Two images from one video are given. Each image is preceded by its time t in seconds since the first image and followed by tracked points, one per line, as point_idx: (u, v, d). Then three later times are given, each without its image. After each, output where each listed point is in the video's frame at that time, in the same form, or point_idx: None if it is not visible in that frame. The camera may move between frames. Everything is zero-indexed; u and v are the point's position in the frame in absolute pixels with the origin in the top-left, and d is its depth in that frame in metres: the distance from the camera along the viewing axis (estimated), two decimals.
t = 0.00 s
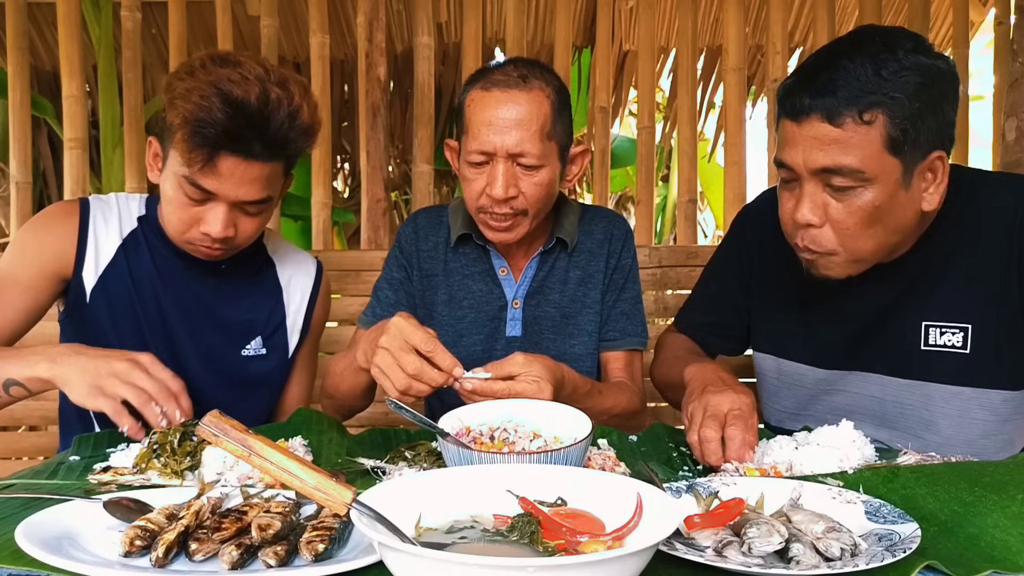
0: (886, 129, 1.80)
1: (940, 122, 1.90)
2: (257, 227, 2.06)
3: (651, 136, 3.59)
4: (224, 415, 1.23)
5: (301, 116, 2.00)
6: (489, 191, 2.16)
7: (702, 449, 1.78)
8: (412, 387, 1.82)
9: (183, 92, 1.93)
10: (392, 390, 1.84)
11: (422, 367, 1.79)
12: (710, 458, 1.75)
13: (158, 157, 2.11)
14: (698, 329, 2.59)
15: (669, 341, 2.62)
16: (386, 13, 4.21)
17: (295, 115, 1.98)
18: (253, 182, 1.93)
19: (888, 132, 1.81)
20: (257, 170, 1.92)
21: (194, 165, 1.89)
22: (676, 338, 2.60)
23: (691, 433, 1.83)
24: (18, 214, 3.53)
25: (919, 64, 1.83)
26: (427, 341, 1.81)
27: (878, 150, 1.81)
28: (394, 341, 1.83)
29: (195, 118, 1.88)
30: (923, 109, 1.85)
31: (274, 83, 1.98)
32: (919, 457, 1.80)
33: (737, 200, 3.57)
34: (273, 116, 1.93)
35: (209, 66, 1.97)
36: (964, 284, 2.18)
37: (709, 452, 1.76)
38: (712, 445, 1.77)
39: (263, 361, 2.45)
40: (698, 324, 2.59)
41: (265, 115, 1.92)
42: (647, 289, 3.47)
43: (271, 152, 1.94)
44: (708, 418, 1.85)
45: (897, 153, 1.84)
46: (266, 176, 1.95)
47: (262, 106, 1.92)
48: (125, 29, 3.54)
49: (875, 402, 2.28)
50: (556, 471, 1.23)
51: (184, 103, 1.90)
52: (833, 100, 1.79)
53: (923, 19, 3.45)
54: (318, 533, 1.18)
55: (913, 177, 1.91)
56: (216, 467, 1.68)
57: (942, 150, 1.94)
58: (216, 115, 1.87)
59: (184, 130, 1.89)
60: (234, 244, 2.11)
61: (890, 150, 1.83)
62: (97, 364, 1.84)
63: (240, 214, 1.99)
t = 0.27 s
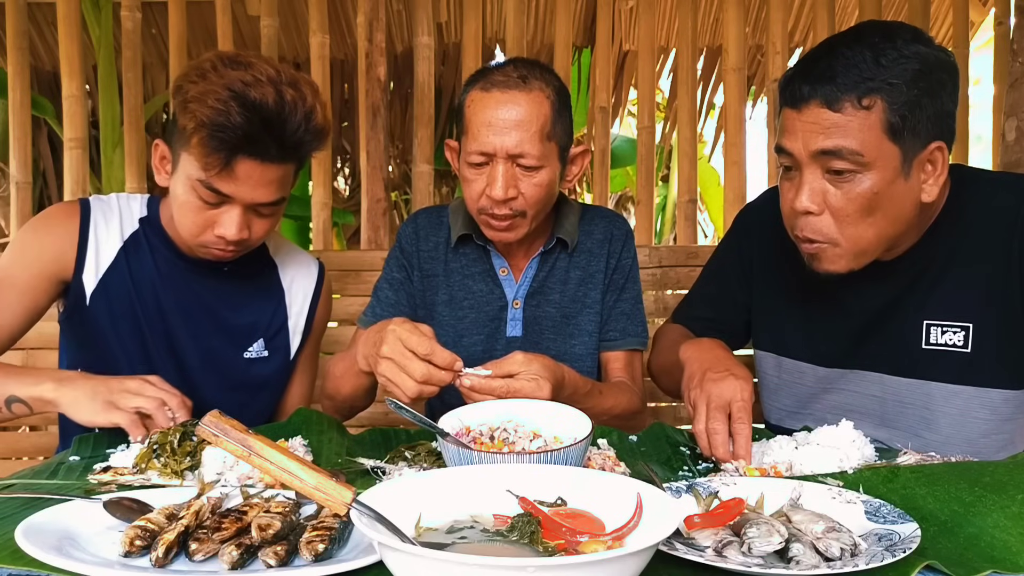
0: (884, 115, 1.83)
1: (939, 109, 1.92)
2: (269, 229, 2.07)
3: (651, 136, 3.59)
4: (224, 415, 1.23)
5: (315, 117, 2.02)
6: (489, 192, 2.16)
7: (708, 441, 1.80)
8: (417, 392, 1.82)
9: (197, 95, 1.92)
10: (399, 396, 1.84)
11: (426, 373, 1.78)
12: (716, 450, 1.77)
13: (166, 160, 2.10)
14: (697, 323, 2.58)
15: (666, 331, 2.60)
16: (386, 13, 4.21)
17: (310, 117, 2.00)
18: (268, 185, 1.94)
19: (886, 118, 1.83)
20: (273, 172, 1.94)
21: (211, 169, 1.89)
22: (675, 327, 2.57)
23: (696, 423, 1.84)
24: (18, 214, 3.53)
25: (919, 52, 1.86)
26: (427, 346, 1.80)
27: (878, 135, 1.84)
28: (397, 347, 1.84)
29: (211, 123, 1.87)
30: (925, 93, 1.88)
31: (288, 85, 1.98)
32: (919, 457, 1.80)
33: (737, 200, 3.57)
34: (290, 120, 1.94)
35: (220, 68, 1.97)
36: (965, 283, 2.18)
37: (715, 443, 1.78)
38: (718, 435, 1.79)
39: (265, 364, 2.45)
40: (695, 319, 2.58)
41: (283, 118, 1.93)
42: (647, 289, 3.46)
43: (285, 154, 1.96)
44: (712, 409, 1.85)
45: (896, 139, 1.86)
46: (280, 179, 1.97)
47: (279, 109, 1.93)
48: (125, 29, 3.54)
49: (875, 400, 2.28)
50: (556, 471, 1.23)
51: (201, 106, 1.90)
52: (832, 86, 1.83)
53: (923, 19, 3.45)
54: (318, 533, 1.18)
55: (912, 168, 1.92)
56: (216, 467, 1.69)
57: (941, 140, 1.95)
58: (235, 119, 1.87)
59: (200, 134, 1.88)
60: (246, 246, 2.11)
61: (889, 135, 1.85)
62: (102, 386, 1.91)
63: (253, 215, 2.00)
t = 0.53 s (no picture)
0: (885, 108, 1.84)
1: (939, 103, 1.92)
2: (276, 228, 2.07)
3: (651, 136, 3.59)
4: (224, 415, 1.23)
5: (319, 115, 2.02)
6: (489, 192, 2.16)
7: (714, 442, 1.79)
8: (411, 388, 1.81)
9: (200, 97, 1.93)
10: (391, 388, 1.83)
11: (420, 368, 1.79)
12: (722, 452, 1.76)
13: (167, 162, 2.10)
14: (697, 323, 2.58)
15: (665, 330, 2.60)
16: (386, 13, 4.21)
17: (314, 113, 2.00)
18: (275, 185, 1.94)
19: (886, 111, 1.84)
20: (279, 172, 1.94)
21: (218, 172, 1.89)
22: (674, 327, 2.58)
23: (701, 424, 1.84)
24: (18, 214, 3.53)
25: (918, 47, 1.87)
26: (427, 343, 1.81)
27: (879, 129, 1.84)
28: (395, 341, 1.84)
29: (218, 125, 1.87)
30: (924, 87, 1.88)
31: (290, 84, 1.99)
32: (919, 457, 1.80)
33: (737, 200, 3.57)
34: (295, 119, 1.95)
35: (222, 68, 1.97)
36: (965, 283, 2.18)
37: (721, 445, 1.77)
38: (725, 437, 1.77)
39: (266, 365, 2.46)
40: (695, 318, 2.58)
41: (288, 118, 1.93)
42: (646, 289, 3.46)
43: (290, 152, 1.96)
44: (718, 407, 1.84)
45: (898, 131, 1.86)
46: (285, 178, 1.97)
47: (284, 106, 1.94)
48: (125, 29, 3.54)
49: (875, 400, 2.28)
50: (555, 471, 1.23)
51: (206, 107, 1.90)
52: (832, 81, 1.84)
53: (923, 20, 3.45)
54: (317, 533, 1.18)
55: (913, 164, 1.92)
56: (216, 467, 1.68)
57: (941, 135, 1.95)
58: (241, 120, 1.88)
59: (206, 137, 1.88)
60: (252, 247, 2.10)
61: (891, 128, 1.85)
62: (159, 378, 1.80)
63: (260, 216, 2.00)
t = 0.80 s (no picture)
0: (875, 103, 1.84)
1: (929, 101, 1.92)
2: (282, 227, 2.08)
3: (651, 136, 3.59)
4: (224, 415, 1.23)
5: (326, 113, 2.03)
6: (490, 192, 2.16)
7: (726, 441, 1.80)
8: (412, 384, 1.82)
9: (207, 95, 1.93)
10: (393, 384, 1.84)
11: (426, 364, 1.79)
12: (734, 450, 1.78)
13: (173, 162, 2.10)
14: (697, 322, 2.58)
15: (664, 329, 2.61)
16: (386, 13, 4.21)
17: (321, 112, 2.01)
18: (284, 183, 1.94)
19: (878, 107, 1.85)
20: (286, 170, 1.94)
21: (225, 170, 1.88)
22: (674, 326, 2.58)
23: (715, 418, 1.86)
24: (18, 214, 3.53)
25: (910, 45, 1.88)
26: (429, 339, 1.81)
27: (869, 125, 1.86)
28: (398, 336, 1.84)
29: (225, 122, 1.87)
30: (914, 85, 1.88)
31: (297, 81, 2.00)
32: (919, 457, 1.80)
33: (737, 201, 3.57)
34: (302, 118, 1.95)
35: (228, 67, 1.98)
36: (964, 282, 2.18)
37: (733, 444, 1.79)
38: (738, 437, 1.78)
39: (269, 368, 2.47)
40: (695, 316, 2.58)
41: (295, 116, 1.94)
42: (647, 290, 3.46)
43: (297, 151, 1.96)
44: (732, 405, 1.84)
45: (889, 128, 1.87)
46: (292, 176, 1.97)
47: (292, 104, 1.94)
48: (125, 30, 3.54)
49: (874, 399, 2.28)
50: (556, 471, 1.23)
51: (213, 105, 1.90)
52: (823, 79, 1.85)
53: (923, 20, 3.45)
54: (318, 533, 1.18)
55: (904, 162, 1.92)
56: (216, 467, 1.68)
57: (933, 132, 1.95)
58: (249, 117, 1.88)
59: (213, 135, 1.88)
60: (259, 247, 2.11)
61: (881, 124, 1.87)
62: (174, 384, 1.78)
63: (267, 214, 2.00)
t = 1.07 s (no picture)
0: (876, 97, 1.85)
1: (932, 95, 1.92)
2: (279, 224, 2.06)
3: (651, 136, 3.59)
4: (224, 415, 1.23)
5: (321, 108, 2.03)
6: (491, 191, 2.16)
7: (727, 439, 1.80)
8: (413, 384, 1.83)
9: (201, 90, 1.94)
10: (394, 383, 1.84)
11: (429, 362, 1.79)
12: (734, 449, 1.77)
13: (169, 160, 2.11)
14: (698, 321, 2.58)
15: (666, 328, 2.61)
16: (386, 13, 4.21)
17: (316, 106, 2.01)
18: (277, 178, 1.94)
19: (878, 101, 1.85)
20: (281, 165, 1.94)
21: (219, 164, 1.89)
22: (675, 325, 2.58)
23: (717, 418, 1.84)
24: (18, 214, 3.53)
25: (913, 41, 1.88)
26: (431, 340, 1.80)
27: (870, 119, 1.86)
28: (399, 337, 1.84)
29: (219, 116, 1.88)
30: (917, 78, 1.88)
31: (292, 76, 2.00)
32: (919, 457, 1.80)
33: (737, 201, 3.57)
34: (296, 112, 1.95)
35: (222, 62, 1.99)
36: (965, 281, 2.18)
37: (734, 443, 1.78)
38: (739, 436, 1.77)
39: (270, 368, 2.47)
40: (696, 314, 2.59)
41: (290, 109, 1.94)
42: (646, 289, 3.46)
43: (292, 146, 1.96)
44: (735, 404, 1.82)
45: (890, 122, 1.88)
46: (288, 171, 1.96)
47: (285, 97, 1.95)
48: (125, 29, 3.54)
49: (875, 397, 2.28)
50: (555, 471, 1.23)
51: (207, 99, 1.91)
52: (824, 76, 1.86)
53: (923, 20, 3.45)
54: (317, 533, 1.18)
55: (905, 156, 1.93)
56: (216, 467, 1.68)
57: (934, 126, 1.95)
58: (242, 111, 1.88)
59: (207, 129, 1.88)
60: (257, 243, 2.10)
61: (882, 118, 1.87)
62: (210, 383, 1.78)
63: (263, 210, 1.99)
